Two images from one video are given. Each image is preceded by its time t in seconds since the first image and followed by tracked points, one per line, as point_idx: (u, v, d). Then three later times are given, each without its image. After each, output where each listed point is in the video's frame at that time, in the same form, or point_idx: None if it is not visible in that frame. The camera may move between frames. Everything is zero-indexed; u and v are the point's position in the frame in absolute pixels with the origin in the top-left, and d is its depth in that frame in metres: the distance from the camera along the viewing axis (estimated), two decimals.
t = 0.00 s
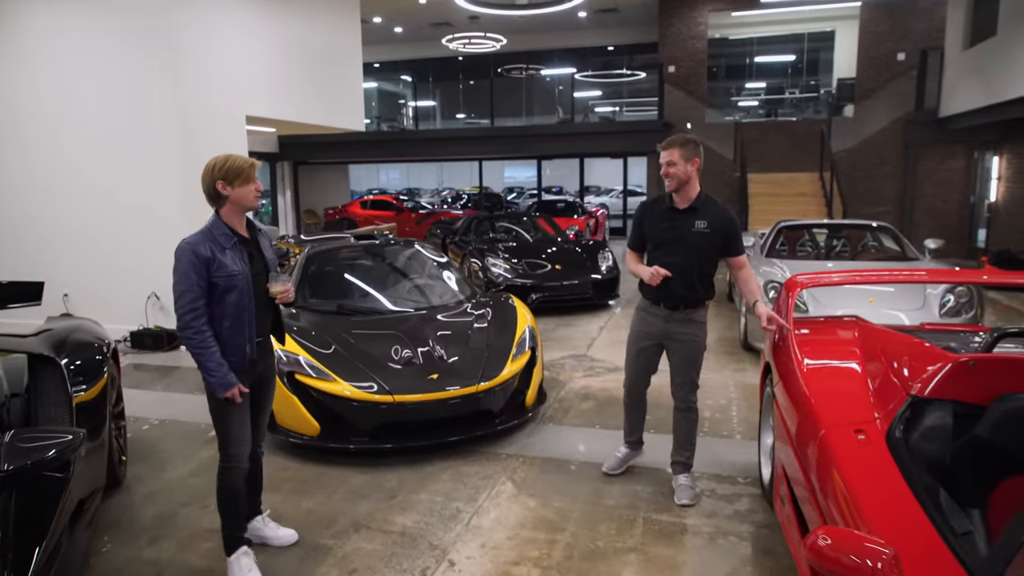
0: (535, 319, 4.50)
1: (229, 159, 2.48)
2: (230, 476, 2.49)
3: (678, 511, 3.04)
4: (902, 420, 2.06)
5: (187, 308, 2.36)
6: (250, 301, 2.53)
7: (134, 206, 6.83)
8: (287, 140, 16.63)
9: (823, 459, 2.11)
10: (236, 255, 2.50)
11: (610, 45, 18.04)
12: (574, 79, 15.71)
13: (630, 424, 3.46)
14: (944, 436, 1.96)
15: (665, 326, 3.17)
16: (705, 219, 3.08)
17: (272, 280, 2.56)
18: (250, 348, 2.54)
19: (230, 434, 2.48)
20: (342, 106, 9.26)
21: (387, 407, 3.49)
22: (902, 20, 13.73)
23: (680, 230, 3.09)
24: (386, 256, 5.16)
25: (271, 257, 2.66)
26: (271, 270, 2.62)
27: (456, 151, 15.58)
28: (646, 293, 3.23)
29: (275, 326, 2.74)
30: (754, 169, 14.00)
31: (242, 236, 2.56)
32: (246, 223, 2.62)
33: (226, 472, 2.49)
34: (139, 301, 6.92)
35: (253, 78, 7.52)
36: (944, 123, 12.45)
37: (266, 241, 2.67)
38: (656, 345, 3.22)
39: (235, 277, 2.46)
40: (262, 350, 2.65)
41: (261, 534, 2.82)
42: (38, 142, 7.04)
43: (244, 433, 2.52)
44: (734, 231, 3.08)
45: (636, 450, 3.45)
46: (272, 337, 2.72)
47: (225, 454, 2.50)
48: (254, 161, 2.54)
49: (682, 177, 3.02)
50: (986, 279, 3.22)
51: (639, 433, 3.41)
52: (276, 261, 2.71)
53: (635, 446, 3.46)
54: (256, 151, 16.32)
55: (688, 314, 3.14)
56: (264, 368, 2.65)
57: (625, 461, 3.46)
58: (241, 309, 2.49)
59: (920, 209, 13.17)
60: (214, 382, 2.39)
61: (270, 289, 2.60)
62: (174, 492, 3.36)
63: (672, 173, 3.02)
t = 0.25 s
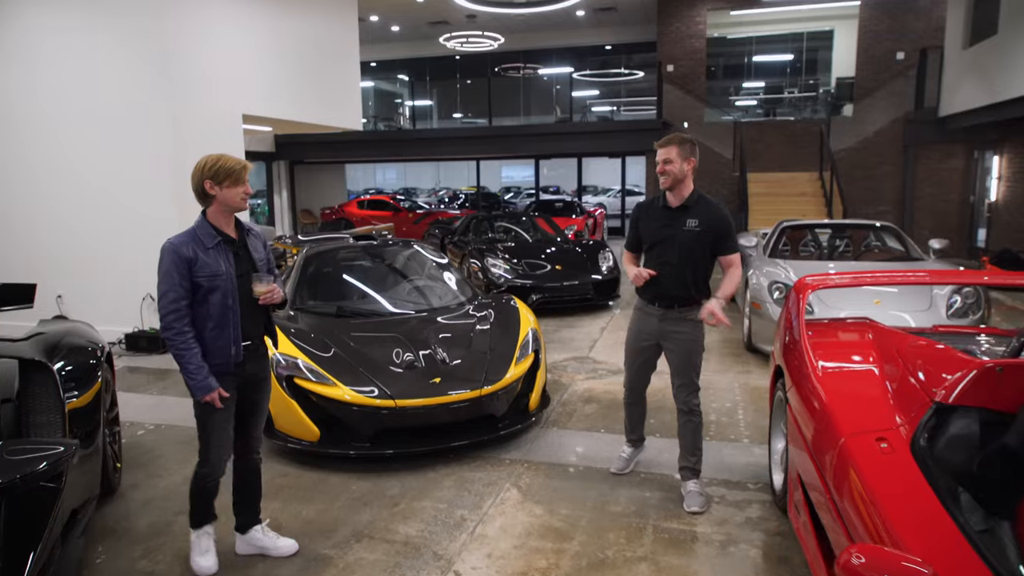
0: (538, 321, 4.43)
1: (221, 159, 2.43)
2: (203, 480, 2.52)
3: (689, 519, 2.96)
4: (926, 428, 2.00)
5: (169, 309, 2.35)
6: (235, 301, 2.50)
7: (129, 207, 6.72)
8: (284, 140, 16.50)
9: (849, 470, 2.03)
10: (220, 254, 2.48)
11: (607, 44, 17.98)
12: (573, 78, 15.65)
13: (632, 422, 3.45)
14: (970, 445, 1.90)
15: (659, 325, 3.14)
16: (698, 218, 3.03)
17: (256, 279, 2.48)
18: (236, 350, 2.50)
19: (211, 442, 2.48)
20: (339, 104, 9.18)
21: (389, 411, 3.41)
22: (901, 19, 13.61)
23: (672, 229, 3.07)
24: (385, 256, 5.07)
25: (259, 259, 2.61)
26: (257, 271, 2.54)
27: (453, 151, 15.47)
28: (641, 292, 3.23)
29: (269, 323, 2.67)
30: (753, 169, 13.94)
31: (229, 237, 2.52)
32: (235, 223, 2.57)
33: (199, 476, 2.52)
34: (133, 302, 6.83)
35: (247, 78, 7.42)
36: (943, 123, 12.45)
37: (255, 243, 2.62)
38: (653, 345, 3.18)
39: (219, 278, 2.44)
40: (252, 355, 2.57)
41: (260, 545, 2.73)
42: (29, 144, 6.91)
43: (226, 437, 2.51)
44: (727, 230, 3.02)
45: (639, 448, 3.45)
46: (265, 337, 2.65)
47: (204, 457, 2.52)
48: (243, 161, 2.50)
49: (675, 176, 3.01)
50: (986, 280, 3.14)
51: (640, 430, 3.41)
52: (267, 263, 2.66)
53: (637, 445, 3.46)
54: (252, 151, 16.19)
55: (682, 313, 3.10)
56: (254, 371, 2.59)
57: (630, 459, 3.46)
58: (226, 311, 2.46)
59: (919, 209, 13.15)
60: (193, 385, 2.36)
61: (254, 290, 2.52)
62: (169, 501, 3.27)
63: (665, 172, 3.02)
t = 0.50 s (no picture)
0: (541, 323, 4.36)
1: (196, 160, 2.41)
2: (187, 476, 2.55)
3: (698, 526, 2.90)
4: (952, 435, 1.95)
5: (147, 312, 2.34)
6: (215, 304, 2.48)
7: (124, 208, 6.60)
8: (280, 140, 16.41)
9: (874, 480, 1.96)
10: (199, 256, 2.45)
11: (605, 44, 17.92)
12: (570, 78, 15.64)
13: (641, 427, 3.40)
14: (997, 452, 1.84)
15: (654, 327, 3.12)
16: (680, 218, 3.08)
17: (238, 281, 2.45)
18: (217, 354, 2.47)
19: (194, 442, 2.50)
20: (336, 104, 9.10)
21: (390, 416, 3.34)
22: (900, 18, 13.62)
23: (656, 231, 3.10)
24: (384, 258, 5.01)
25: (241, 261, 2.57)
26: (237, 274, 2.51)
27: (450, 151, 15.42)
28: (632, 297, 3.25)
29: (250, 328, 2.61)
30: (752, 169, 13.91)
31: (208, 238, 2.50)
32: (215, 224, 2.55)
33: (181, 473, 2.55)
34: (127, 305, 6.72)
35: (241, 79, 7.31)
36: (943, 123, 12.43)
37: (237, 245, 2.59)
38: (651, 344, 3.16)
39: (198, 281, 2.43)
40: (236, 359, 2.54)
41: (257, 554, 2.66)
42: (26, 144, 6.82)
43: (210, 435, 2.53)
44: (709, 230, 3.07)
45: (649, 456, 3.41)
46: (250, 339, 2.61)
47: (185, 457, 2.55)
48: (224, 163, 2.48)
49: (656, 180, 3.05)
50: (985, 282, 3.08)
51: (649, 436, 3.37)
52: (250, 265, 2.62)
53: (647, 451, 3.43)
54: (248, 151, 16.10)
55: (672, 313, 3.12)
56: (237, 376, 2.56)
57: (639, 466, 3.41)
58: (205, 314, 2.45)
59: (918, 209, 13.14)
60: (172, 391, 2.36)
61: (236, 292, 2.47)
62: (166, 508, 3.20)
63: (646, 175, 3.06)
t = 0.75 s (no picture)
0: (542, 324, 4.31)
1: (169, 160, 2.37)
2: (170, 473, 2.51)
3: (705, 532, 2.85)
4: (968, 441, 1.92)
5: (122, 318, 2.30)
6: (192, 308, 2.44)
7: (121, 209, 6.42)
8: (276, 140, 16.34)
9: (887, 486, 1.93)
10: (177, 260, 2.41)
11: (601, 44, 17.90)
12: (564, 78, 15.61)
13: (645, 431, 3.35)
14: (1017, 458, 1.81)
15: (657, 323, 3.14)
16: (673, 214, 3.09)
17: (221, 284, 2.42)
18: (194, 359, 2.44)
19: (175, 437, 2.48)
20: (333, 104, 9.03)
21: (390, 421, 3.28)
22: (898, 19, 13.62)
23: (652, 228, 3.10)
24: (383, 259, 4.95)
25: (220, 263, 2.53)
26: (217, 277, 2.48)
27: (447, 151, 15.37)
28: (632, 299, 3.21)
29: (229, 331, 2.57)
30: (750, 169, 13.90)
31: (186, 241, 2.45)
32: (192, 226, 2.51)
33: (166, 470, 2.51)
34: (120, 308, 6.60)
35: (237, 79, 7.24)
36: (941, 123, 12.43)
37: (216, 246, 2.55)
38: (656, 340, 3.17)
39: (175, 286, 2.39)
40: (211, 362, 2.51)
41: (256, 560, 2.60)
42: (17, 143, 6.58)
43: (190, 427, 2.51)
44: (702, 222, 3.09)
45: (653, 459, 3.37)
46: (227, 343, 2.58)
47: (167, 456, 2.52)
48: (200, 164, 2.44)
49: (643, 178, 3.06)
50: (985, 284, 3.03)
51: (653, 439, 3.32)
52: (228, 267, 2.57)
53: (652, 454, 3.38)
54: (243, 151, 16.03)
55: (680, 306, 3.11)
56: (215, 379, 2.54)
57: (643, 470, 3.36)
58: (183, 319, 2.41)
59: (916, 210, 13.15)
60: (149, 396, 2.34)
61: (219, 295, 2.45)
62: (161, 515, 3.13)
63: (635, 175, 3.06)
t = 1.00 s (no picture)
0: (548, 326, 4.25)
1: (150, 160, 2.44)
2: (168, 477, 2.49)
3: (717, 539, 2.79)
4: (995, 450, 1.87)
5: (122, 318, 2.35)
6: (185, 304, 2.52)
7: (122, 208, 6.35)
8: (277, 140, 16.30)
9: (910, 500, 1.85)
10: (167, 258, 2.49)
11: (604, 44, 17.86)
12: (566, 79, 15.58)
13: (653, 434, 3.30)
14: None
15: (666, 322, 3.16)
16: (683, 212, 3.11)
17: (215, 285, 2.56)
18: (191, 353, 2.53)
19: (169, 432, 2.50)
20: (334, 104, 8.98)
21: (395, 425, 3.22)
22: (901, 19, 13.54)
23: (661, 226, 3.12)
24: (386, 260, 4.90)
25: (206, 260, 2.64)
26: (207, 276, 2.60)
27: (449, 152, 15.32)
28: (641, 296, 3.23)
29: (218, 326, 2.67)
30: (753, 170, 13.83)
31: (173, 239, 2.54)
32: (175, 225, 2.59)
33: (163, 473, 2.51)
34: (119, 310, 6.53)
35: (238, 75, 7.20)
36: (946, 123, 12.37)
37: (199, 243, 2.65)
38: (665, 340, 3.19)
39: (169, 282, 2.46)
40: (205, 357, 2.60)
41: (253, 545, 2.70)
42: (10, 140, 6.42)
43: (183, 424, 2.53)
44: (709, 219, 3.12)
45: (662, 463, 3.31)
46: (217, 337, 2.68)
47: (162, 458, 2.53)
48: (182, 163, 2.52)
49: (653, 176, 3.06)
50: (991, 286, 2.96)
51: (663, 443, 3.27)
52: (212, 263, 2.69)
53: (661, 458, 3.32)
54: (245, 151, 15.98)
55: (689, 306, 3.15)
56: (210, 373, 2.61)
57: (653, 474, 3.30)
58: (178, 315, 2.49)
59: (921, 210, 13.08)
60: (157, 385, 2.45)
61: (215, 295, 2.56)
62: (162, 521, 3.08)
63: (644, 173, 3.06)
